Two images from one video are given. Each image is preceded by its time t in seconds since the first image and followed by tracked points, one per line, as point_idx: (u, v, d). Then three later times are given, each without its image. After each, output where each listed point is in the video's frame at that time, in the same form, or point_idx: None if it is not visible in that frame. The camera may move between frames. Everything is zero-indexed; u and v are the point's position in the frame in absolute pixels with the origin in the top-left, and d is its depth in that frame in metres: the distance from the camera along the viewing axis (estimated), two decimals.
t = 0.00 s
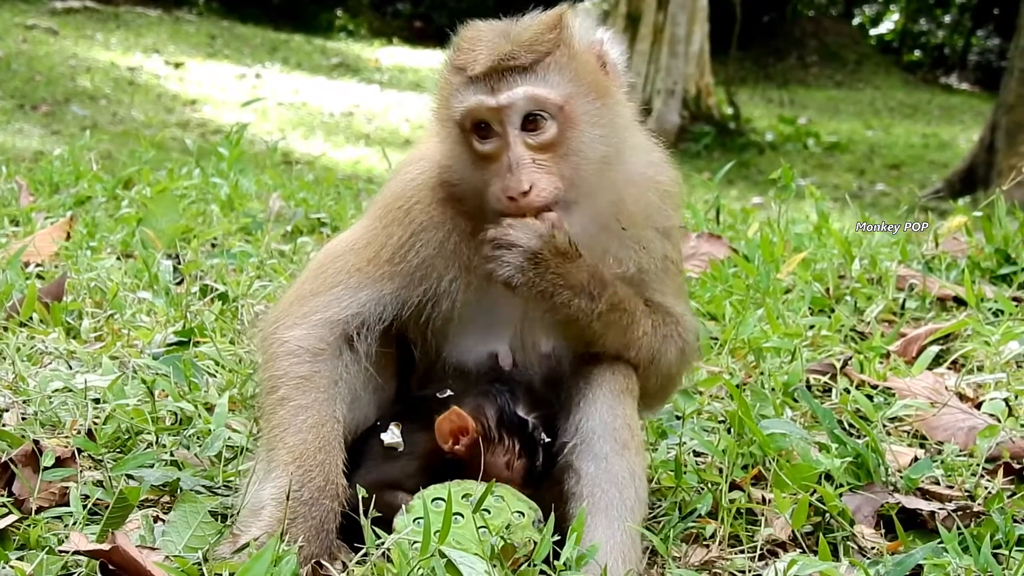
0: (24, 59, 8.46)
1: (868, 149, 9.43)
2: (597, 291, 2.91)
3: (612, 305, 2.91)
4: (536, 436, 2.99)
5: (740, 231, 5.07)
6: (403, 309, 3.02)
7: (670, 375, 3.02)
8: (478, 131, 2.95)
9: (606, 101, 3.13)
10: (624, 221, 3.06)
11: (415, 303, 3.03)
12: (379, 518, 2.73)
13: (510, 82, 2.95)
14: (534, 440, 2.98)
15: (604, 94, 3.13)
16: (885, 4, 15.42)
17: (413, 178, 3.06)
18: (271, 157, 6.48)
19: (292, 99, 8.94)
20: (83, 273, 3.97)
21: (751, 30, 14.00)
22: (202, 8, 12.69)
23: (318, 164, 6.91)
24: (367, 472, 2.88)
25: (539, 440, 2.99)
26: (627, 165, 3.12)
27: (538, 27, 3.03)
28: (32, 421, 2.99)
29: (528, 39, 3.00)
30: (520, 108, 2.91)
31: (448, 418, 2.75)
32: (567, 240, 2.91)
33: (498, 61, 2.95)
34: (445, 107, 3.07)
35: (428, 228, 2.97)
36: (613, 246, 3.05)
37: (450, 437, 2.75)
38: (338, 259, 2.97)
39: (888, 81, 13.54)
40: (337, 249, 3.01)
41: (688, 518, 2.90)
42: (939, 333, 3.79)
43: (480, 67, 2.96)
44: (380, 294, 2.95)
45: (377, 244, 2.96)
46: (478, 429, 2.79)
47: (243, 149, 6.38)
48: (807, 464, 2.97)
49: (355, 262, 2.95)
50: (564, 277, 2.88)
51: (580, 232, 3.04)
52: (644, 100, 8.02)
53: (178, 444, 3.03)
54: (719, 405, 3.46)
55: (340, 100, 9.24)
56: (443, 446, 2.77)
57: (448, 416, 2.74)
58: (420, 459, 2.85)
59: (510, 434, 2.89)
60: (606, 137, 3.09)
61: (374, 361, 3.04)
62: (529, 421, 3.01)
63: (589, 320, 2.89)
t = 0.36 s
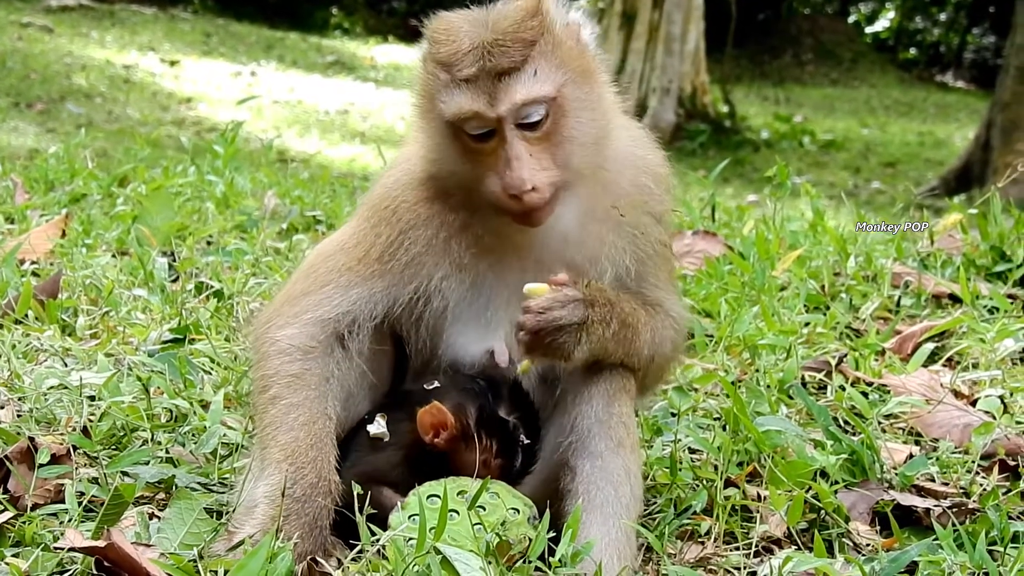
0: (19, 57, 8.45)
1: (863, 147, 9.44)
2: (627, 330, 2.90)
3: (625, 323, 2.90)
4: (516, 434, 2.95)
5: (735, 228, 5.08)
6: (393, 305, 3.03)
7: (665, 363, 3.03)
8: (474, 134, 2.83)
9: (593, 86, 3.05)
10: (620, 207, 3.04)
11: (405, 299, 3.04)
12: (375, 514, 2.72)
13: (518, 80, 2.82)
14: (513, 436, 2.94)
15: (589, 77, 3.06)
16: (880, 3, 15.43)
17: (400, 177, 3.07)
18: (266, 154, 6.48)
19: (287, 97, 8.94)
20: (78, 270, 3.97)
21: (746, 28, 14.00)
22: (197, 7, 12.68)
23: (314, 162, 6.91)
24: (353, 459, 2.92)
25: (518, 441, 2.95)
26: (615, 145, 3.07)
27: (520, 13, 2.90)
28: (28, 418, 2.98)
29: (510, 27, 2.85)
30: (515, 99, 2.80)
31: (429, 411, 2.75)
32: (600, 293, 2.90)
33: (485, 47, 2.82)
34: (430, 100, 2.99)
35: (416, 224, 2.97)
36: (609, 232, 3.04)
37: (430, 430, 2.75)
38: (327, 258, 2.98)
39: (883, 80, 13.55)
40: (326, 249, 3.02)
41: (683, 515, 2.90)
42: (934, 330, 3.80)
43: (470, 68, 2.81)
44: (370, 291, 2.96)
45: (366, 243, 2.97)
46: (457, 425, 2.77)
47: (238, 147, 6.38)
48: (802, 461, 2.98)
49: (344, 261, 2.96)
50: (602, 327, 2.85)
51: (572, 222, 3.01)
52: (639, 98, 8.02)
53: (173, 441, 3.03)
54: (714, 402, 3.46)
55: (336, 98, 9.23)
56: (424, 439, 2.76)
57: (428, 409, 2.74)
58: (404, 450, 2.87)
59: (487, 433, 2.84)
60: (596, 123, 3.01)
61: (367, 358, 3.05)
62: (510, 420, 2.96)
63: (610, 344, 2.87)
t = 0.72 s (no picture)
0: (16, 54, 8.43)
1: (860, 144, 9.44)
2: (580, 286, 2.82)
3: (591, 293, 2.83)
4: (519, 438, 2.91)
5: (731, 227, 5.08)
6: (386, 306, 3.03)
7: (656, 358, 3.02)
8: (458, 119, 2.90)
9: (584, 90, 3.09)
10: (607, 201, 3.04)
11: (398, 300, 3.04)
12: (371, 515, 2.72)
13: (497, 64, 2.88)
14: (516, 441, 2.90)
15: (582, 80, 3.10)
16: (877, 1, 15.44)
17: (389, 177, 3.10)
18: (263, 152, 6.47)
19: (284, 95, 8.93)
20: (75, 268, 3.96)
21: (743, 26, 14.00)
22: (194, 4, 12.68)
23: (311, 159, 6.92)
24: (354, 465, 2.86)
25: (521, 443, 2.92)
26: (603, 147, 3.09)
27: (518, 10, 2.98)
28: (24, 417, 2.98)
29: (507, 21, 2.93)
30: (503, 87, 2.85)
31: (434, 404, 2.70)
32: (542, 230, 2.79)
33: (479, 37, 2.89)
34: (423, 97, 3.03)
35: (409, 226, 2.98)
36: (596, 227, 3.02)
37: (433, 424, 2.71)
38: (321, 259, 2.98)
39: (880, 77, 13.56)
40: (320, 249, 3.02)
41: (679, 514, 2.90)
42: (931, 329, 3.80)
43: (461, 56, 2.89)
44: (364, 292, 2.96)
45: (359, 243, 2.97)
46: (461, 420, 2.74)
47: (235, 145, 6.38)
48: (799, 461, 2.98)
49: (338, 262, 2.96)
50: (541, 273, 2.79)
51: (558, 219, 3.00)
52: (637, 96, 8.02)
53: (169, 440, 3.03)
54: (711, 401, 3.47)
55: (333, 96, 9.23)
56: (426, 432, 2.72)
57: (434, 402, 2.70)
58: (405, 450, 2.82)
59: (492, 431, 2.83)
60: (582, 124, 3.04)
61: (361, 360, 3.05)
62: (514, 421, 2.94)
63: (569, 307, 2.83)
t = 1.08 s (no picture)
0: (11, 53, 8.42)
1: (856, 144, 9.45)
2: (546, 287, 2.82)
3: (563, 293, 2.83)
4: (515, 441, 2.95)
5: (728, 227, 5.08)
6: (378, 305, 3.05)
7: (653, 354, 2.97)
8: (434, 112, 3.00)
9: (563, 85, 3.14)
10: (589, 194, 3.04)
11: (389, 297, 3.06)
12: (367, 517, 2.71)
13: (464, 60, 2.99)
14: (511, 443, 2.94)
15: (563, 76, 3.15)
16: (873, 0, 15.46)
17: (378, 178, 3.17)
18: (259, 151, 6.47)
19: (280, 93, 8.92)
20: (71, 268, 3.96)
21: (739, 25, 14.01)
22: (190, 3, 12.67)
23: (307, 158, 6.93)
24: (353, 469, 2.84)
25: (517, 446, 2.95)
26: (586, 142, 3.11)
27: (497, 6, 3.08)
28: (20, 417, 2.98)
29: (484, 18, 3.04)
30: (472, 85, 2.95)
31: (427, 413, 2.69)
32: (510, 221, 2.82)
33: (454, 40, 2.99)
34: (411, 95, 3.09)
35: (399, 224, 3.01)
36: (579, 222, 3.03)
37: (426, 432, 2.69)
38: (313, 259, 3.02)
39: (876, 77, 13.58)
40: (314, 249, 3.06)
41: (676, 516, 2.90)
42: (927, 330, 3.81)
43: (436, 49, 3.00)
44: (355, 291, 3.00)
45: (349, 242, 3.01)
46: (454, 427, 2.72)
47: (231, 143, 6.37)
48: (795, 463, 2.98)
49: (330, 263, 3.00)
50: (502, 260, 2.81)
51: (538, 217, 3.04)
52: (633, 95, 8.03)
53: (165, 440, 3.03)
54: (707, 402, 3.47)
55: (329, 94, 9.22)
56: (419, 441, 2.71)
57: (426, 412, 2.68)
58: (401, 453, 2.81)
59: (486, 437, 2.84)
60: (563, 116, 3.09)
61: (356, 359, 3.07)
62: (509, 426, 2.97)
63: (536, 306, 2.83)
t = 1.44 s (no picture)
0: (9, 55, 8.42)
1: (853, 146, 9.46)
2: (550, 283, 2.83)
3: (568, 285, 2.85)
4: (515, 432, 2.94)
5: (725, 229, 5.08)
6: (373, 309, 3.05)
7: (646, 359, 2.99)
8: (432, 107, 2.99)
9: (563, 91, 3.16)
10: (584, 206, 3.06)
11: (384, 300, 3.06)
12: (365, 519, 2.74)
13: (463, 57, 3.00)
14: (512, 435, 2.92)
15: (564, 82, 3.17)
16: (871, 3, 15.46)
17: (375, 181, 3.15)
18: (257, 154, 6.47)
19: (277, 96, 8.92)
20: (69, 270, 3.96)
21: (737, 27, 14.02)
22: (187, 6, 12.69)
23: (304, 160, 6.93)
24: (353, 473, 2.89)
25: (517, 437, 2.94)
26: (582, 151, 3.13)
27: (501, 9, 3.09)
28: (18, 420, 2.98)
29: (488, 19, 3.05)
30: (471, 79, 2.95)
31: (427, 406, 2.68)
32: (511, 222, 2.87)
33: (454, 36, 3.00)
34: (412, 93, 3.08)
35: (394, 226, 3.00)
36: (574, 230, 3.05)
37: (426, 425, 2.69)
38: (308, 264, 3.02)
39: (873, 79, 13.59)
40: (308, 255, 3.06)
41: (673, 518, 2.90)
42: (925, 332, 3.81)
43: (437, 46, 3.01)
44: (350, 294, 2.99)
45: (344, 245, 3.01)
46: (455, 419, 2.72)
47: (228, 146, 6.38)
48: (793, 465, 2.98)
49: (326, 266, 2.99)
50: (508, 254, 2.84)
51: (532, 221, 3.08)
52: (631, 98, 8.03)
53: (163, 443, 3.03)
54: (705, 405, 3.47)
55: (327, 97, 9.22)
56: (420, 434, 2.71)
57: (427, 404, 2.67)
58: (398, 451, 2.87)
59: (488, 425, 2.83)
60: (559, 124, 3.11)
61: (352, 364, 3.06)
62: (510, 417, 2.95)
63: (543, 299, 2.84)
